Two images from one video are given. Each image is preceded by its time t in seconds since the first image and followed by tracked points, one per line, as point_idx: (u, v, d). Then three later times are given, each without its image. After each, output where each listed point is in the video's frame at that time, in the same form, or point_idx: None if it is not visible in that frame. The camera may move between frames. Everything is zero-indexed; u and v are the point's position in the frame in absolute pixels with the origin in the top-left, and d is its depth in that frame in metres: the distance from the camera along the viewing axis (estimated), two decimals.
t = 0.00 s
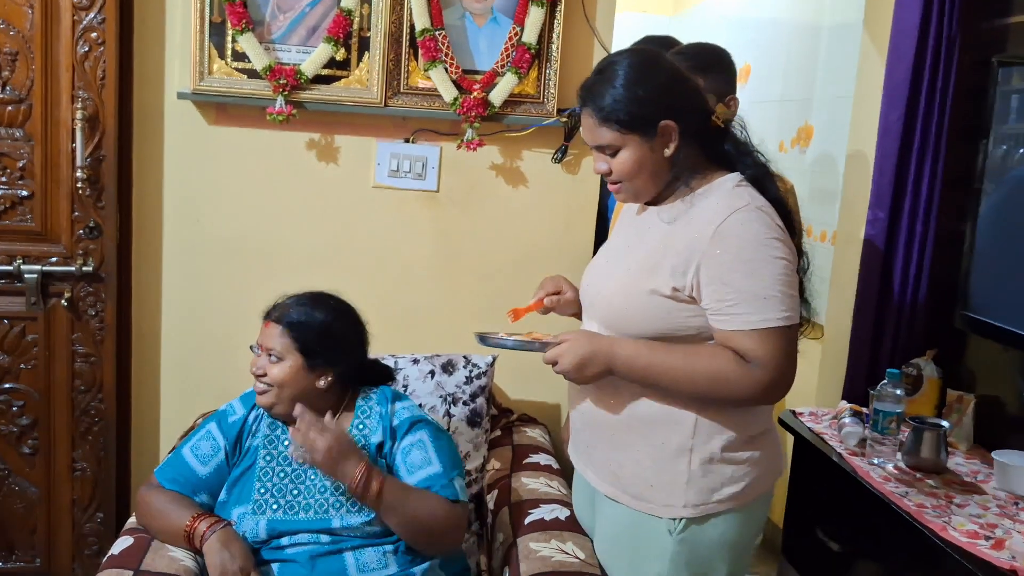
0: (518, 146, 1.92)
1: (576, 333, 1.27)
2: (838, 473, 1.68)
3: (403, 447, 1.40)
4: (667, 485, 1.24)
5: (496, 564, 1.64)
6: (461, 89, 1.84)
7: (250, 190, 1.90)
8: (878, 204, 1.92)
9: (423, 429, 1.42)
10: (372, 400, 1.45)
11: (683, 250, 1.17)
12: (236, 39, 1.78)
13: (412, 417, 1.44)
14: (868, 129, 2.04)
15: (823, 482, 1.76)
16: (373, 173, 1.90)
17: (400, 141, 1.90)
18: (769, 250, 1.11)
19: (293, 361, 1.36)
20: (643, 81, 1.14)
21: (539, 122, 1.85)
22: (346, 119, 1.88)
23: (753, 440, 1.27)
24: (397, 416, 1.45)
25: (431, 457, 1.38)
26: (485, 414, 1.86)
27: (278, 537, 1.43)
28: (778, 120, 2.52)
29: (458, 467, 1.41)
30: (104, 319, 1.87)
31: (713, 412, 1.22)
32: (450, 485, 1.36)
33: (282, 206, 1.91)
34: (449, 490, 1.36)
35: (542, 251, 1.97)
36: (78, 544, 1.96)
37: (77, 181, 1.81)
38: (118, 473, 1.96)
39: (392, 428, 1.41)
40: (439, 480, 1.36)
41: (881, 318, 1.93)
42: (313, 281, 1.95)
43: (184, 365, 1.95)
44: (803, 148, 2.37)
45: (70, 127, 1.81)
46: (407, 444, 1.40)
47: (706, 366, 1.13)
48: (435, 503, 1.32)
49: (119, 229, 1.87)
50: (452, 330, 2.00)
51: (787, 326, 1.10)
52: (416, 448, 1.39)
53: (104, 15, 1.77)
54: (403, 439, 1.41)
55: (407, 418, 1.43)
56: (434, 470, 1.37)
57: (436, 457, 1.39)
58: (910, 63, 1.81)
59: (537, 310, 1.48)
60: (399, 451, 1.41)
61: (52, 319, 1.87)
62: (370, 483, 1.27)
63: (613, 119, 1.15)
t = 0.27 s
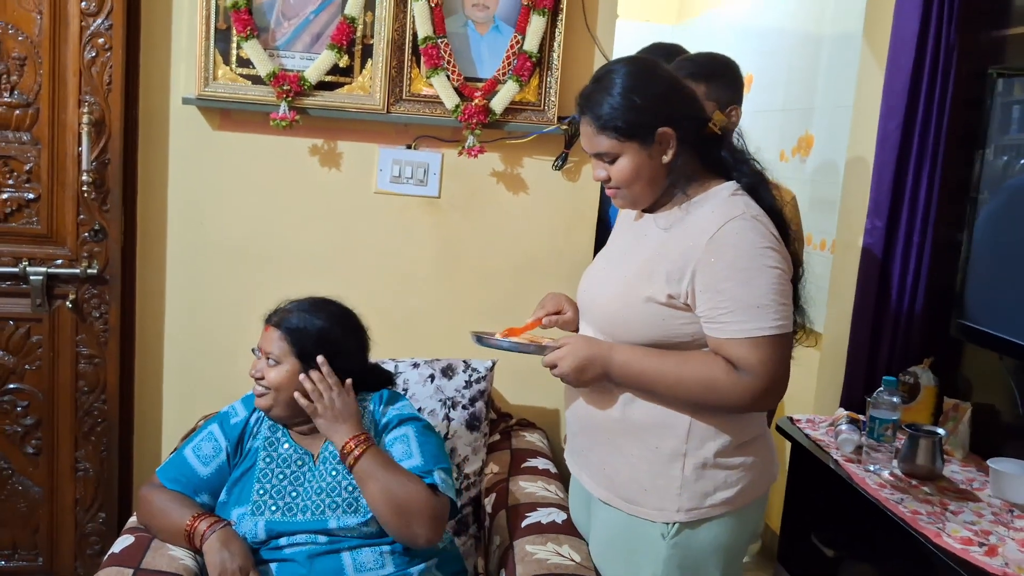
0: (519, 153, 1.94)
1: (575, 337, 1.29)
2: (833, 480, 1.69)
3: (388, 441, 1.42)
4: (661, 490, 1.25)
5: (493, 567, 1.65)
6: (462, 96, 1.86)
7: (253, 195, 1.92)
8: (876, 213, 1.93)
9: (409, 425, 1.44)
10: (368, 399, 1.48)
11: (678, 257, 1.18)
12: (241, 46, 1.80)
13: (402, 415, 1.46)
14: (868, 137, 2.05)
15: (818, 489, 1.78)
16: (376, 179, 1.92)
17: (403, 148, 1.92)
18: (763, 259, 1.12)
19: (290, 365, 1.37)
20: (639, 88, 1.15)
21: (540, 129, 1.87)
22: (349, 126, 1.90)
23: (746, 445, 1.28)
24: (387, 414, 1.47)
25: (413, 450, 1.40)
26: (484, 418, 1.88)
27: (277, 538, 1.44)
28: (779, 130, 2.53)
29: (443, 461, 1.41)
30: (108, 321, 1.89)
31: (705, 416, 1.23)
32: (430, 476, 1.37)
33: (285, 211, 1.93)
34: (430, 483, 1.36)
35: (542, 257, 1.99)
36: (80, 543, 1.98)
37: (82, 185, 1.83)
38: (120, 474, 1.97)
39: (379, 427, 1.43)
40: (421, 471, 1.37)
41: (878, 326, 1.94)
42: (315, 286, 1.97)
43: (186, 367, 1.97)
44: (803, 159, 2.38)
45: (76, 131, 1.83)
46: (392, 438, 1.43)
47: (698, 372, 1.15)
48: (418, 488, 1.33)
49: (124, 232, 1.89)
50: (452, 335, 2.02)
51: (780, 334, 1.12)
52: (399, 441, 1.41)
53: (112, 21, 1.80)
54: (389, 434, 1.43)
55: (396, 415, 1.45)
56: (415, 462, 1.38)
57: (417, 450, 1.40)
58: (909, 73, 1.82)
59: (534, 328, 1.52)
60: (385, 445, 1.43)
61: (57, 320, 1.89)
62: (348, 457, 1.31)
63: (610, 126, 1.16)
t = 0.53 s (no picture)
0: (523, 160, 1.94)
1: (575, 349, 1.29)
2: (836, 488, 1.69)
3: (389, 451, 1.43)
4: (660, 498, 1.26)
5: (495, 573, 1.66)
6: (467, 103, 1.87)
7: (259, 201, 1.93)
8: (879, 220, 1.92)
9: (410, 435, 1.44)
10: (372, 407, 1.49)
11: (678, 265, 1.18)
12: (248, 52, 1.81)
13: (404, 424, 1.47)
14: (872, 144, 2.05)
15: (820, 496, 1.78)
16: (380, 185, 1.93)
17: (407, 154, 1.92)
18: (762, 268, 1.13)
19: (293, 372, 1.37)
20: (640, 96, 1.16)
21: (544, 137, 1.88)
22: (354, 132, 1.91)
23: (745, 453, 1.28)
24: (389, 423, 1.47)
25: (413, 460, 1.40)
26: (487, 424, 1.88)
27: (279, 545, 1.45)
28: (783, 137, 2.54)
29: (444, 472, 1.42)
30: (114, 325, 1.90)
31: (705, 425, 1.24)
32: (430, 486, 1.38)
33: (290, 216, 1.94)
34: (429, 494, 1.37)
35: (546, 264, 2.00)
36: (84, 546, 1.99)
37: (89, 190, 1.85)
38: (124, 478, 1.98)
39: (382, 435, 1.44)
40: (422, 480, 1.39)
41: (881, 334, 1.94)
42: (319, 291, 1.98)
43: (191, 371, 1.98)
44: (807, 166, 2.38)
45: (83, 137, 1.84)
46: (393, 448, 1.43)
47: (696, 381, 1.15)
48: (417, 502, 1.33)
49: (130, 236, 1.90)
50: (456, 340, 2.02)
51: (779, 343, 1.12)
52: (400, 451, 1.42)
53: (119, 27, 1.81)
54: (391, 444, 1.44)
55: (398, 424, 1.46)
56: (416, 473, 1.39)
57: (418, 460, 1.41)
58: (912, 80, 1.82)
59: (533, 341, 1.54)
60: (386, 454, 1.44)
61: (63, 324, 1.90)
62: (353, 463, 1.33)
63: (612, 135, 1.17)
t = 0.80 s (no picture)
0: (529, 164, 1.95)
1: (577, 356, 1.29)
2: (843, 494, 1.69)
3: (400, 462, 1.43)
4: (664, 503, 1.25)
5: None
6: (473, 108, 1.88)
7: (265, 205, 1.93)
8: (885, 226, 1.92)
9: (422, 447, 1.44)
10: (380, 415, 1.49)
11: (682, 270, 1.18)
12: (254, 57, 1.82)
13: (415, 435, 1.46)
14: (879, 149, 2.05)
15: (826, 502, 1.77)
16: (386, 189, 1.93)
17: (414, 159, 1.93)
18: (766, 274, 1.12)
19: (301, 380, 1.38)
20: (644, 102, 1.15)
21: (550, 141, 1.88)
22: (360, 137, 1.91)
23: (750, 459, 1.28)
24: (399, 433, 1.47)
25: (425, 473, 1.40)
26: (493, 428, 1.88)
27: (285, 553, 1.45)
28: (789, 143, 2.54)
29: (454, 485, 1.41)
30: (120, 329, 1.91)
31: (710, 431, 1.23)
32: (441, 501, 1.37)
33: (296, 220, 1.94)
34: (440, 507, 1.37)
35: (551, 268, 2.00)
36: (90, 550, 1.99)
37: (96, 194, 1.85)
38: (130, 482, 1.98)
39: (392, 445, 1.45)
40: (432, 495, 1.38)
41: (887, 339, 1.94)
42: (325, 296, 1.98)
43: (197, 375, 1.98)
44: (813, 172, 2.38)
45: (91, 141, 1.85)
46: (404, 459, 1.43)
47: (699, 387, 1.15)
48: (424, 512, 1.34)
49: (137, 240, 1.91)
50: (461, 345, 2.02)
51: (783, 349, 1.12)
52: (412, 463, 1.42)
53: (127, 32, 1.81)
54: (402, 455, 1.44)
55: (409, 435, 1.46)
56: (427, 486, 1.39)
57: (430, 473, 1.41)
58: (918, 86, 1.81)
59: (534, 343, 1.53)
60: (397, 466, 1.43)
61: (70, 328, 1.91)
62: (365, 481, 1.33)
63: (616, 140, 1.16)
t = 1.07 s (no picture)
0: (535, 167, 1.94)
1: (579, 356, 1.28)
2: (851, 497, 1.68)
3: (410, 471, 1.43)
4: (671, 506, 1.25)
5: None
6: (479, 111, 1.87)
7: (272, 208, 1.93)
8: (893, 229, 1.91)
9: (431, 455, 1.44)
10: (387, 422, 1.48)
11: (689, 272, 1.18)
12: (261, 61, 1.82)
13: (424, 442, 1.46)
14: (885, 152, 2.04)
15: (834, 505, 1.77)
16: (393, 192, 1.94)
17: (420, 162, 1.93)
18: (773, 276, 1.12)
19: (307, 387, 1.37)
20: (650, 104, 1.15)
21: (557, 144, 1.88)
22: (367, 140, 1.92)
23: (757, 462, 1.27)
24: (409, 441, 1.47)
25: (435, 482, 1.40)
26: (500, 431, 1.88)
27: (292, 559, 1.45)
28: (796, 146, 2.53)
29: (464, 493, 1.42)
30: (127, 332, 1.91)
31: (716, 434, 1.23)
32: (451, 512, 1.38)
33: (302, 224, 1.94)
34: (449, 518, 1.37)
35: (558, 271, 2.00)
36: (97, 553, 1.99)
37: (104, 197, 1.85)
38: (137, 485, 1.98)
39: (400, 453, 1.44)
40: (441, 506, 1.38)
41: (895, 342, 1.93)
42: (331, 298, 1.98)
43: (203, 378, 1.98)
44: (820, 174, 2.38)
45: (98, 144, 1.85)
46: (414, 468, 1.43)
47: (704, 390, 1.14)
48: (432, 525, 1.34)
49: (144, 243, 1.91)
50: (467, 348, 2.02)
51: (789, 352, 1.11)
52: (421, 472, 1.42)
53: (134, 36, 1.82)
54: (411, 463, 1.44)
55: (418, 443, 1.45)
56: (436, 496, 1.39)
57: (439, 482, 1.41)
58: (926, 89, 1.81)
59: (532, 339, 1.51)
60: (406, 474, 1.43)
61: (77, 331, 1.91)
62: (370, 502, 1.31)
63: (623, 143, 1.15)
